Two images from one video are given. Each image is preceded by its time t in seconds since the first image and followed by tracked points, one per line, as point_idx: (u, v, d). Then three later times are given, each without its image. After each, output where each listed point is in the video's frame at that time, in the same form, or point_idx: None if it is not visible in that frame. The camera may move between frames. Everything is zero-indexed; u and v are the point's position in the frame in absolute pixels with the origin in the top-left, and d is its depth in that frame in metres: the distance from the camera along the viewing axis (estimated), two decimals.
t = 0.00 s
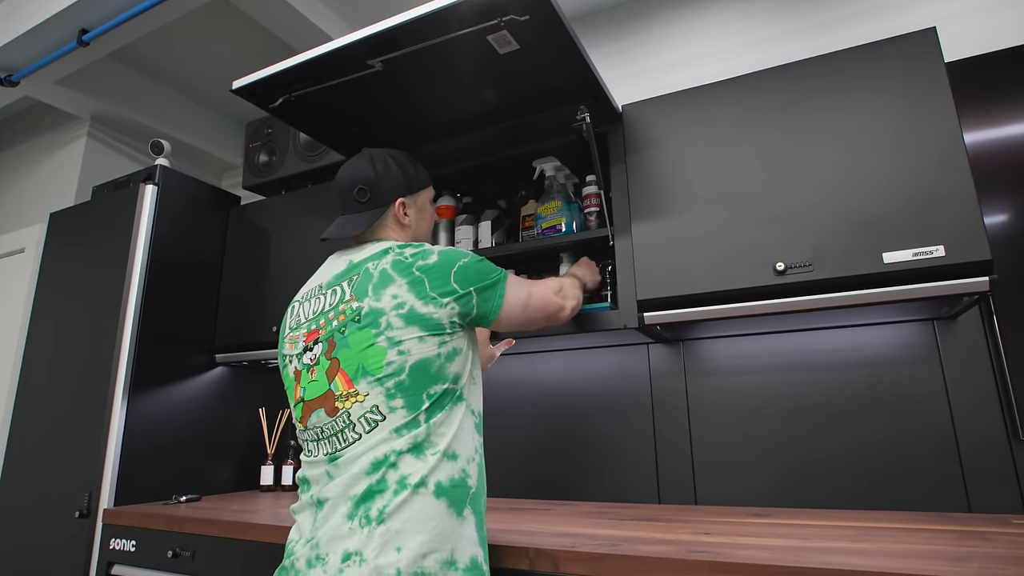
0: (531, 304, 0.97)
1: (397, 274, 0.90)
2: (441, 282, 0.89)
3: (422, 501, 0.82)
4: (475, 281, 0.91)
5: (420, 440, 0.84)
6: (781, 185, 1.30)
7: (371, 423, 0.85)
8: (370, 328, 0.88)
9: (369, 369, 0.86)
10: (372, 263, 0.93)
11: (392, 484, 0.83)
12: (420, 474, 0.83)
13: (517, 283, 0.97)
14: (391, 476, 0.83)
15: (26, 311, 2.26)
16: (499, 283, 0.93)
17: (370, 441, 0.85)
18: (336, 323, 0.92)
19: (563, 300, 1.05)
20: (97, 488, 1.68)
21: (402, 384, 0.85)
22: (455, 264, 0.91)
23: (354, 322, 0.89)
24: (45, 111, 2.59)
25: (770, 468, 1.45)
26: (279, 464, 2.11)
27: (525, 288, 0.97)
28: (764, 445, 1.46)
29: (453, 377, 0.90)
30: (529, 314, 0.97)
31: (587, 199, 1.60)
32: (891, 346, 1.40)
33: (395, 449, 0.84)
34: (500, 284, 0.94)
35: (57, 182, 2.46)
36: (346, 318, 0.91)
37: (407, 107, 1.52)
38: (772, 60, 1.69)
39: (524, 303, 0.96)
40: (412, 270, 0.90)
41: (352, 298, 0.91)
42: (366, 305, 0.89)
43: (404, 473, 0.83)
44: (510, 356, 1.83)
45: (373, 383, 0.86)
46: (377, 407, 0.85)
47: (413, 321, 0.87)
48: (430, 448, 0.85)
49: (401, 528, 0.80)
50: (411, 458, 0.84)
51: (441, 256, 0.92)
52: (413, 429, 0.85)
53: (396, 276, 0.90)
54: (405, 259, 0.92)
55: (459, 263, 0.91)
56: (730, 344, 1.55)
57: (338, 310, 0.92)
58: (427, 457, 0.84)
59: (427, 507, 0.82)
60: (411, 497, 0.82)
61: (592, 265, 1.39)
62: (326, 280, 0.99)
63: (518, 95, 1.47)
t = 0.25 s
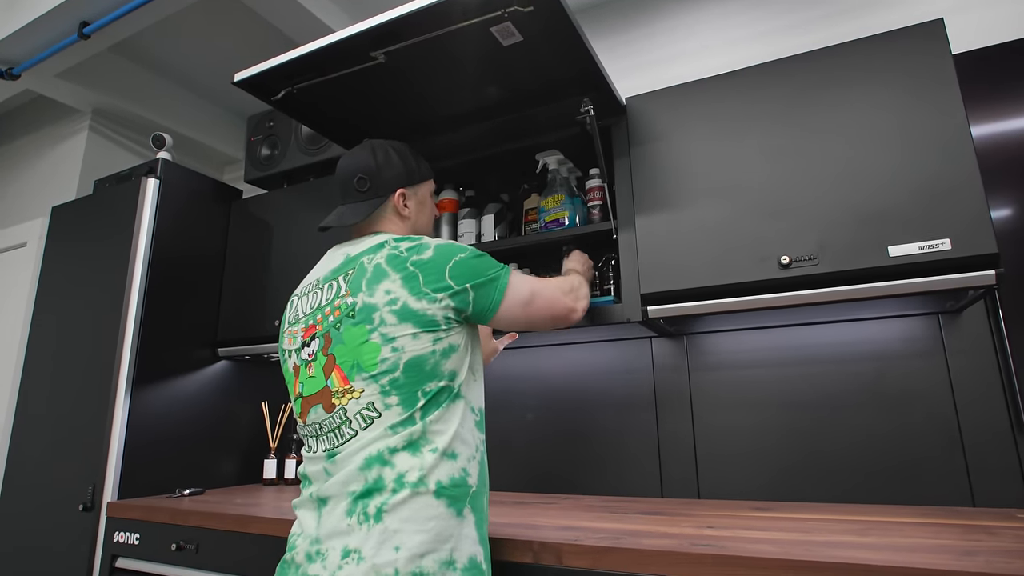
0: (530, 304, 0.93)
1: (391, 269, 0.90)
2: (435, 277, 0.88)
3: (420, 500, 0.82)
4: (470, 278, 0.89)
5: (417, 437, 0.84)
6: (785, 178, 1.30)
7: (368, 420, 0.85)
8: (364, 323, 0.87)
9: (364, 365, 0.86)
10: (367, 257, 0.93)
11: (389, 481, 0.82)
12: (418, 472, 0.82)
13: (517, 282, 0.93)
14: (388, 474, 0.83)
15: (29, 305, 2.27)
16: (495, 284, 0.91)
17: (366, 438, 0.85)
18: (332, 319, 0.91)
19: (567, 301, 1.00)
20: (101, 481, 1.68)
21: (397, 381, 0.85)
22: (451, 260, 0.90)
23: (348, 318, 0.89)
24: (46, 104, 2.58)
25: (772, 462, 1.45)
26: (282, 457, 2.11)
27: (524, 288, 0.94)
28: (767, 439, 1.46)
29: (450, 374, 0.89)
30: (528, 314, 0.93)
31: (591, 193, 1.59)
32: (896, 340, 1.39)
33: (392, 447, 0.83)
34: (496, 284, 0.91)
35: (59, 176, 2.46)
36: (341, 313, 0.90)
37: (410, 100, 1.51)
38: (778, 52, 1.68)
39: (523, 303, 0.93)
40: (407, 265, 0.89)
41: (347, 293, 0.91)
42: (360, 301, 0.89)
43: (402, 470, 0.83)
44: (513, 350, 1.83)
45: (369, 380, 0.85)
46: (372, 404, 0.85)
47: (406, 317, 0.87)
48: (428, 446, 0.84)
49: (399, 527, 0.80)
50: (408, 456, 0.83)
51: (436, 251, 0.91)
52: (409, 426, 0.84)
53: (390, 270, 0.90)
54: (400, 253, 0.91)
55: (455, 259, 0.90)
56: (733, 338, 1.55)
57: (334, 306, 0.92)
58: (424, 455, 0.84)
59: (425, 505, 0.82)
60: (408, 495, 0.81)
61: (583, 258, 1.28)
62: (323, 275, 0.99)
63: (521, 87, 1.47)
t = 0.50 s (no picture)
0: (530, 315, 0.88)
1: (381, 266, 0.88)
2: (424, 276, 0.86)
3: (411, 502, 0.81)
4: (460, 280, 0.86)
5: (409, 438, 0.83)
6: (784, 172, 1.29)
7: (357, 419, 0.85)
8: (353, 322, 0.86)
9: (353, 364, 0.85)
10: (359, 253, 0.92)
11: (379, 483, 0.81)
12: (410, 474, 0.81)
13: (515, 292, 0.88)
14: (379, 475, 0.82)
15: (23, 300, 2.25)
16: (490, 291, 0.86)
17: (357, 438, 0.84)
18: (324, 315, 0.91)
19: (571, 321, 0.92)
20: (96, 477, 1.67)
21: (385, 382, 0.83)
22: (442, 260, 0.87)
23: (339, 315, 0.88)
24: (39, 97, 2.56)
25: (770, 457, 1.45)
26: (279, 453, 2.11)
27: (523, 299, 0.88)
28: (765, 433, 1.46)
29: (440, 376, 0.86)
30: (527, 325, 0.88)
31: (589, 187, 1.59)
32: (894, 335, 1.39)
33: (382, 448, 0.82)
34: (490, 293, 0.87)
35: (52, 169, 2.44)
36: (332, 310, 0.89)
37: (407, 93, 1.50)
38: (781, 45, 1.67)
39: (521, 314, 0.87)
40: (396, 263, 0.88)
41: (338, 290, 0.90)
42: (349, 298, 0.88)
43: (393, 471, 0.82)
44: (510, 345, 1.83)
45: (358, 379, 0.84)
46: (361, 404, 0.84)
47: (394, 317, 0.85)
48: (419, 448, 0.83)
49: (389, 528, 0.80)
50: (400, 457, 0.82)
51: (428, 250, 0.89)
52: (399, 428, 0.83)
53: (380, 268, 0.88)
54: (391, 250, 0.89)
55: (446, 259, 0.87)
56: (731, 333, 1.55)
57: (326, 302, 0.91)
58: (415, 456, 0.82)
59: (418, 507, 0.81)
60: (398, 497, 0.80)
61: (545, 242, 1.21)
62: (319, 269, 0.98)
63: (519, 80, 1.45)
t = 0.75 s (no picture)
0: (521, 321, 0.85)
1: (376, 256, 0.87)
2: (420, 269, 0.84)
3: (405, 495, 0.80)
4: (455, 276, 0.84)
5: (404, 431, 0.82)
6: (783, 163, 1.28)
7: (350, 412, 0.83)
8: (347, 313, 0.85)
9: (347, 357, 0.84)
10: (355, 243, 0.90)
11: (373, 475, 0.81)
12: (405, 466, 0.81)
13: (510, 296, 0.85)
14: (373, 467, 0.81)
15: (13, 291, 2.22)
16: (486, 292, 0.84)
17: (350, 431, 0.83)
18: (319, 306, 0.89)
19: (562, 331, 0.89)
20: (89, 470, 1.66)
21: (378, 375, 0.82)
22: (437, 255, 0.86)
23: (333, 307, 0.87)
24: (28, 85, 2.52)
25: (766, 447, 1.45)
26: (274, 445, 2.10)
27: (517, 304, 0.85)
28: (761, 424, 1.46)
29: (434, 371, 0.85)
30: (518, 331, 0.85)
31: (586, 177, 1.58)
32: (891, 326, 1.39)
33: (376, 441, 0.81)
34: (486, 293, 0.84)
35: (42, 159, 2.41)
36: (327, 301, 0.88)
37: (402, 81, 1.48)
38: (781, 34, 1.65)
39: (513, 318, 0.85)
40: (392, 254, 0.86)
41: (333, 280, 0.89)
42: (343, 289, 0.87)
43: (387, 463, 0.81)
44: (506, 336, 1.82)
45: (351, 372, 0.83)
46: (354, 397, 0.83)
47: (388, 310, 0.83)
48: (414, 441, 0.82)
49: (384, 521, 0.79)
50: (395, 450, 0.81)
51: (425, 242, 0.88)
52: (393, 422, 0.82)
53: (375, 259, 0.87)
54: (387, 241, 0.88)
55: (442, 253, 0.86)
56: (728, 324, 1.54)
57: (321, 293, 0.90)
58: (410, 449, 0.82)
59: (413, 500, 0.80)
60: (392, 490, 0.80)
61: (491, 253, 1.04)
62: (316, 259, 0.97)
63: (516, 69, 1.44)
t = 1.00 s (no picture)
0: (522, 289, 0.86)
1: (373, 246, 0.85)
2: (419, 256, 0.83)
3: (399, 488, 0.78)
4: (455, 260, 0.84)
5: (397, 423, 0.80)
6: (777, 156, 1.27)
7: (348, 404, 0.81)
8: (344, 303, 0.83)
9: (345, 347, 0.82)
10: (349, 233, 0.88)
11: (366, 468, 0.79)
12: (397, 460, 0.79)
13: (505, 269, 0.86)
14: (366, 460, 0.79)
15: None
16: (487, 270, 0.85)
17: (345, 424, 0.81)
18: (312, 297, 0.86)
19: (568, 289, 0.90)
20: (68, 466, 1.62)
21: (378, 365, 0.80)
22: (436, 240, 0.85)
23: (329, 297, 0.84)
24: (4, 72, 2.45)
25: (757, 442, 1.45)
26: (259, 440, 2.07)
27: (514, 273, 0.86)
28: (752, 420, 1.46)
29: (431, 360, 0.84)
30: (521, 300, 0.86)
31: (577, 169, 1.56)
32: (881, 320, 1.39)
33: (370, 432, 0.80)
34: (487, 270, 0.85)
35: (20, 148, 2.35)
36: (322, 292, 0.86)
37: (391, 69, 1.45)
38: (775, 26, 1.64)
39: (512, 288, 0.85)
40: (390, 243, 0.85)
41: (327, 271, 0.86)
42: (340, 278, 0.84)
43: (379, 457, 0.79)
44: (497, 331, 1.80)
45: (349, 363, 0.81)
46: (353, 388, 0.81)
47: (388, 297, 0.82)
48: (408, 432, 0.80)
49: (376, 516, 0.77)
50: (388, 442, 0.79)
51: (421, 230, 0.86)
52: (390, 412, 0.80)
53: (373, 248, 0.85)
54: (384, 230, 0.86)
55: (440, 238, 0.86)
56: (718, 318, 1.54)
57: (315, 284, 0.87)
58: (404, 441, 0.80)
59: (405, 495, 0.78)
60: (385, 484, 0.78)
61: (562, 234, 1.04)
62: (305, 250, 0.94)
63: (507, 58, 1.41)
